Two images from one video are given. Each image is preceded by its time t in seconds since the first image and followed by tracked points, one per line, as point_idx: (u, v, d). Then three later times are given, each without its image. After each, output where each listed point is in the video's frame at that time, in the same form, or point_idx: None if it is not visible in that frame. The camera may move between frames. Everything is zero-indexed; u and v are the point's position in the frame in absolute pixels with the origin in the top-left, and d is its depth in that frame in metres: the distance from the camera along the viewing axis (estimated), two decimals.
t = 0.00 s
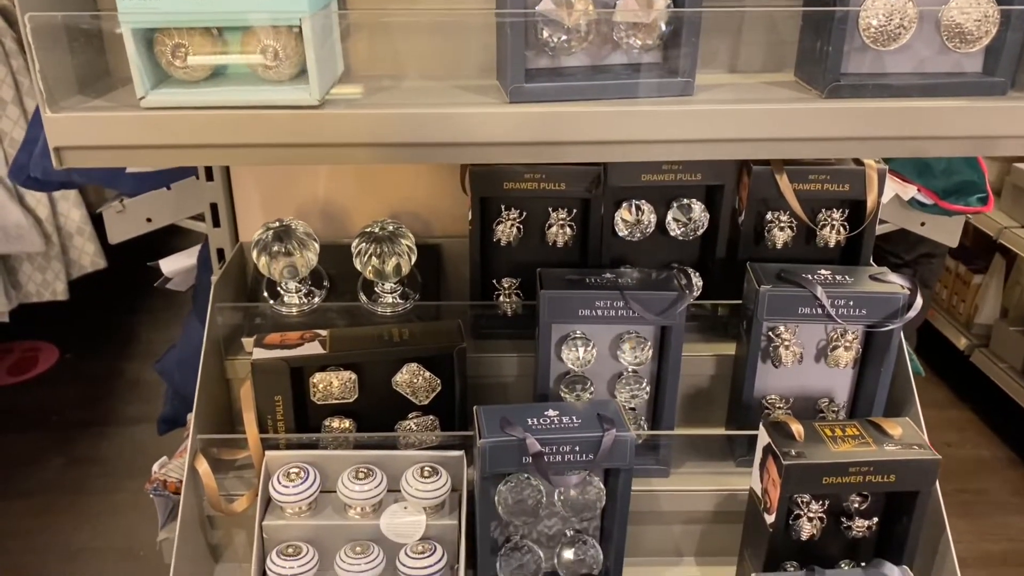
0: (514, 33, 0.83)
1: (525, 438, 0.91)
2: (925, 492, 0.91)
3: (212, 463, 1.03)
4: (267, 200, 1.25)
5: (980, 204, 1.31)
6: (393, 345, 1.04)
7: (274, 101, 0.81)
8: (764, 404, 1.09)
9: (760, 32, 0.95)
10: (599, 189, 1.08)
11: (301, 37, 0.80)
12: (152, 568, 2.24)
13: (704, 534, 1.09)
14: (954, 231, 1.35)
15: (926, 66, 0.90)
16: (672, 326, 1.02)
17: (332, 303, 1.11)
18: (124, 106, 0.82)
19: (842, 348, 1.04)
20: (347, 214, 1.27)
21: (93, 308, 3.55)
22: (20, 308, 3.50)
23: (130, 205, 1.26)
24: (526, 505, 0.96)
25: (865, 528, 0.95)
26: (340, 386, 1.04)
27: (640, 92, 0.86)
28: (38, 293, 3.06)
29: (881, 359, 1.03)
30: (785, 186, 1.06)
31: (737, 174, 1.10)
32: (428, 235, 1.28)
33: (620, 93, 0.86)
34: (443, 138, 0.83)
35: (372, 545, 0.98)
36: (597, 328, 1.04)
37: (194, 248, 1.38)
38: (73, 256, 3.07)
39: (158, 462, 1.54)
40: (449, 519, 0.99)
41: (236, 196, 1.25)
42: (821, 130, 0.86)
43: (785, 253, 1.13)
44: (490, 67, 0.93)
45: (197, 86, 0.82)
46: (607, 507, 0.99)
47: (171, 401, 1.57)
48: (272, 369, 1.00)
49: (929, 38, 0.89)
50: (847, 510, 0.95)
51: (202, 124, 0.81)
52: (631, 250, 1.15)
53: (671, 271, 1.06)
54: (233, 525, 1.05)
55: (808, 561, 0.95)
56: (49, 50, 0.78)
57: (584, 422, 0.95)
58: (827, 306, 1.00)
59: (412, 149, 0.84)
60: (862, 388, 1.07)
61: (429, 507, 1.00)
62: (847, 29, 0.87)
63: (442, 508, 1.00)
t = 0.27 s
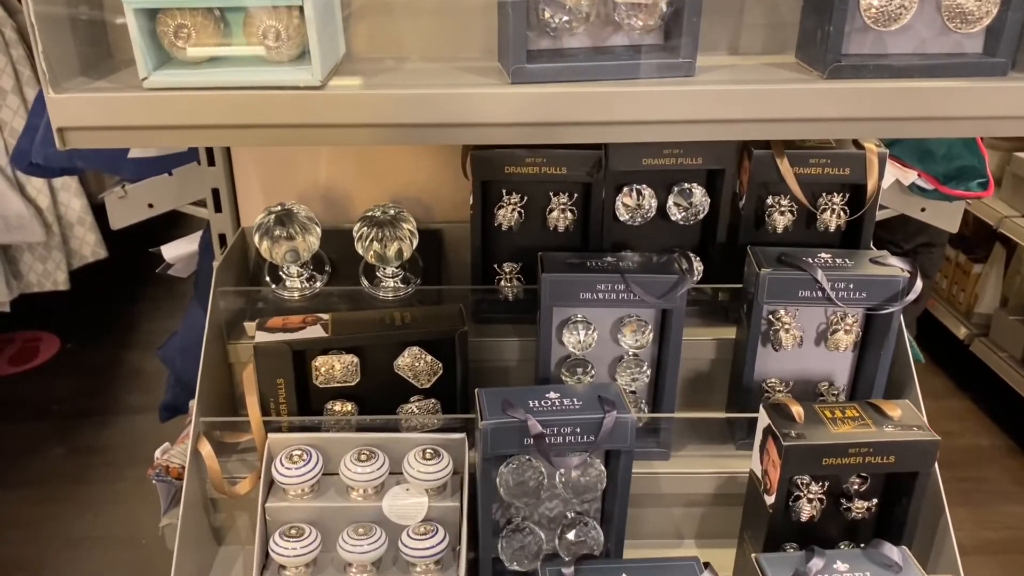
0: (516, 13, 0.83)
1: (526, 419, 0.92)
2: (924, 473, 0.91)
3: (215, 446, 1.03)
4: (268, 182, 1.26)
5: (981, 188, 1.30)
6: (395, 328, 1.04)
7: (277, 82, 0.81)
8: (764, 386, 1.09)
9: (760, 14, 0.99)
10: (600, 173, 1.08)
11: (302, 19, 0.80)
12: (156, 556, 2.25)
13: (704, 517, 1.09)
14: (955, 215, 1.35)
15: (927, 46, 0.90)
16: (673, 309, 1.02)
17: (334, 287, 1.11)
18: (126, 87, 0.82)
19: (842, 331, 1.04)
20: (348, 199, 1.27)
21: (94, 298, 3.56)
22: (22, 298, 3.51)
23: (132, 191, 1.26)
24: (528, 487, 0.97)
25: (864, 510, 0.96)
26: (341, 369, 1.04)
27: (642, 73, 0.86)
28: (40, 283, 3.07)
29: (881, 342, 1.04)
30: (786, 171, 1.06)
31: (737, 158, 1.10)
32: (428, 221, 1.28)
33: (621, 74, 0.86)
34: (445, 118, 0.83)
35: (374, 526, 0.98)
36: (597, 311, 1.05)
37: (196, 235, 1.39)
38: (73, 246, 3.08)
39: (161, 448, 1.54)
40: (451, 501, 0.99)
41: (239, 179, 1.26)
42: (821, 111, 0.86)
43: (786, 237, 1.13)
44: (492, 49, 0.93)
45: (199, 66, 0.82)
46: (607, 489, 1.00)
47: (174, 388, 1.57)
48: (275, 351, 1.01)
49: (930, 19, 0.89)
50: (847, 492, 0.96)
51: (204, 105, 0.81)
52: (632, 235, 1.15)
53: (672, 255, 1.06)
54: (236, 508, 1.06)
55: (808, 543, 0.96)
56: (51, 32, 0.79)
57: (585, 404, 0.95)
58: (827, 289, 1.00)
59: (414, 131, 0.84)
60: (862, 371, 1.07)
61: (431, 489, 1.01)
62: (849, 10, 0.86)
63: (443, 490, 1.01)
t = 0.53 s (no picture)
0: None
1: (524, 401, 0.92)
2: (920, 454, 0.92)
3: (215, 430, 1.04)
4: (266, 168, 1.25)
5: (979, 173, 1.32)
6: (393, 312, 1.04)
7: (274, 62, 0.81)
8: (762, 369, 1.09)
9: None
10: (599, 157, 1.08)
11: None
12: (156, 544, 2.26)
13: (703, 499, 1.10)
14: (953, 200, 1.35)
15: (924, 26, 0.90)
16: (671, 292, 1.02)
17: (333, 272, 1.12)
18: (123, 68, 0.82)
19: (840, 314, 1.05)
20: (346, 185, 1.27)
21: (93, 288, 3.56)
22: (21, 288, 3.51)
23: (131, 176, 1.28)
24: (527, 469, 0.98)
25: (861, 491, 0.96)
26: (340, 352, 1.04)
27: (641, 52, 0.86)
28: (39, 272, 3.07)
29: (879, 325, 1.04)
30: (784, 155, 1.06)
31: (736, 142, 1.10)
32: (427, 206, 1.28)
33: (619, 54, 0.86)
34: (443, 98, 0.83)
35: (373, 508, 0.99)
36: (596, 295, 1.05)
37: (195, 220, 1.39)
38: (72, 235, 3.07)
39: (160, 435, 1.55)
40: (450, 483, 1.00)
41: (237, 165, 1.25)
42: (820, 91, 0.86)
43: (784, 221, 1.14)
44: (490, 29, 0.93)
45: (197, 47, 0.82)
46: (606, 471, 1.00)
47: (174, 374, 1.58)
48: (275, 335, 1.01)
49: None
50: (844, 473, 0.96)
51: (201, 84, 0.81)
52: (631, 219, 1.15)
53: (670, 239, 1.06)
54: (236, 491, 1.06)
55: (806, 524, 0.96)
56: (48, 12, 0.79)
57: (583, 386, 0.96)
58: (825, 271, 1.00)
59: (412, 110, 0.84)
60: (860, 354, 1.08)
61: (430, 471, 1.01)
62: None
63: (442, 472, 1.01)
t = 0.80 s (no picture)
0: None
1: (524, 383, 0.92)
2: (920, 436, 0.92)
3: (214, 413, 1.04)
4: (265, 152, 1.24)
5: (979, 157, 1.31)
6: (392, 295, 1.04)
7: (272, 41, 0.81)
8: (762, 353, 1.09)
9: None
10: (598, 140, 1.07)
11: None
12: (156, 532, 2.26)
13: (702, 482, 1.10)
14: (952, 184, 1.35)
15: (926, 4, 0.89)
16: (671, 275, 1.02)
17: (331, 256, 1.11)
18: (120, 46, 0.82)
19: (840, 297, 1.04)
20: (345, 169, 1.26)
21: (91, 278, 3.55)
22: (19, 278, 3.50)
23: (129, 160, 1.28)
24: (526, 452, 0.98)
25: (861, 474, 0.96)
26: (340, 336, 1.04)
27: (642, 30, 0.86)
28: (37, 261, 3.06)
29: (879, 307, 1.04)
30: (785, 137, 1.06)
31: (736, 125, 1.10)
32: (426, 190, 1.27)
33: (619, 32, 0.85)
34: (442, 77, 0.83)
35: (373, 491, 0.99)
36: (595, 278, 1.05)
37: (193, 205, 1.38)
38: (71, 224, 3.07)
39: (159, 421, 1.55)
40: (449, 466, 1.00)
41: (234, 150, 1.24)
42: (821, 70, 0.85)
43: (785, 204, 1.13)
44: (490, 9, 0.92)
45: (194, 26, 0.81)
46: (605, 454, 1.00)
47: (172, 361, 1.57)
48: (274, 318, 1.01)
49: None
50: (844, 456, 0.96)
51: (199, 63, 0.80)
52: (630, 203, 1.14)
53: (670, 221, 1.06)
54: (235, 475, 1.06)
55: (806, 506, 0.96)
56: None
57: (583, 368, 0.95)
58: (825, 254, 1.00)
59: (411, 89, 0.84)
60: (860, 337, 1.07)
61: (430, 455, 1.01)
62: None
63: (442, 456, 1.01)
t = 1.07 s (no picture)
0: None
1: (527, 368, 0.91)
2: (925, 420, 0.91)
3: (215, 399, 1.03)
4: (265, 137, 1.23)
5: (982, 141, 1.31)
6: (394, 280, 1.03)
7: (273, 20, 0.80)
8: (765, 338, 1.09)
9: None
10: (601, 123, 1.07)
11: None
12: (156, 521, 2.26)
13: (705, 467, 1.10)
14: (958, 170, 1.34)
15: None
16: (675, 260, 1.01)
17: (331, 241, 1.10)
18: (119, 26, 0.81)
19: (844, 282, 1.04)
20: (345, 154, 1.25)
21: (89, 267, 3.54)
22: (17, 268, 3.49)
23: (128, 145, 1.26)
24: (529, 436, 0.98)
25: (865, 458, 0.96)
26: (341, 321, 1.03)
27: (643, 11, 0.85)
28: (36, 251, 3.05)
29: (884, 292, 1.03)
30: (789, 120, 1.05)
31: (740, 108, 1.09)
32: (428, 175, 1.26)
33: (622, 10, 0.84)
34: (445, 56, 0.82)
35: (376, 476, 0.98)
36: (598, 263, 1.04)
37: (193, 191, 1.37)
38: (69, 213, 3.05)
39: (159, 409, 1.54)
40: (452, 451, 1.00)
41: (235, 136, 1.23)
42: (827, 49, 0.84)
43: (788, 188, 1.12)
44: None
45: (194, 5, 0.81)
46: (608, 439, 1.00)
47: (172, 348, 1.57)
48: (275, 303, 1.00)
49: None
50: (848, 440, 0.96)
51: (199, 42, 0.79)
52: (633, 187, 1.14)
53: (673, 205, 1.05)
54: (237, 461, 1.06)
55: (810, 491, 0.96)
56: None
57: (586, 352, 0.95)
58: (830, 238, 0.99)
59: (413, 69, 0.83)
60: (864, 322, 1.07)
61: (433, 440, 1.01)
62: None
63: (445, 441, 1.01)
